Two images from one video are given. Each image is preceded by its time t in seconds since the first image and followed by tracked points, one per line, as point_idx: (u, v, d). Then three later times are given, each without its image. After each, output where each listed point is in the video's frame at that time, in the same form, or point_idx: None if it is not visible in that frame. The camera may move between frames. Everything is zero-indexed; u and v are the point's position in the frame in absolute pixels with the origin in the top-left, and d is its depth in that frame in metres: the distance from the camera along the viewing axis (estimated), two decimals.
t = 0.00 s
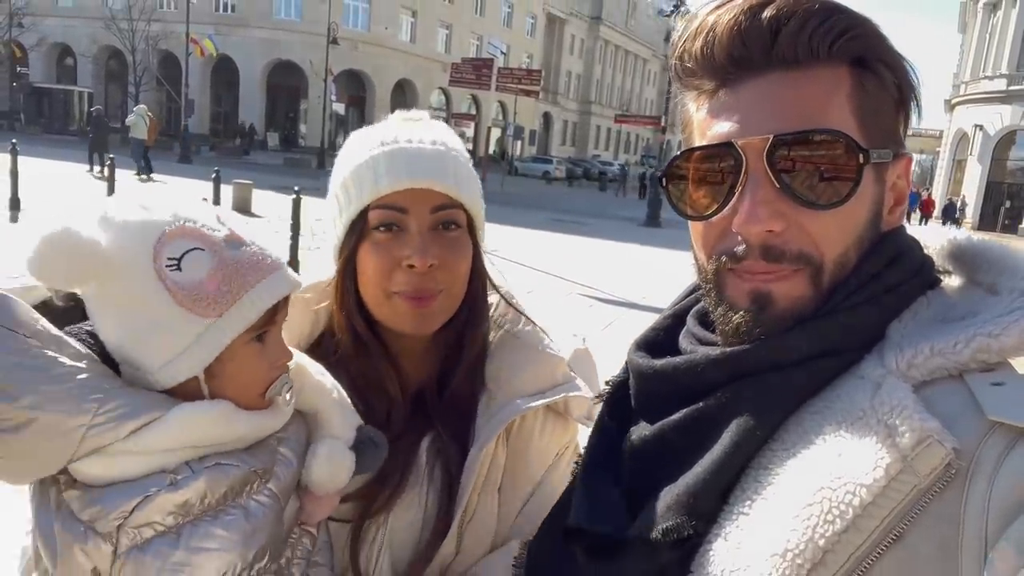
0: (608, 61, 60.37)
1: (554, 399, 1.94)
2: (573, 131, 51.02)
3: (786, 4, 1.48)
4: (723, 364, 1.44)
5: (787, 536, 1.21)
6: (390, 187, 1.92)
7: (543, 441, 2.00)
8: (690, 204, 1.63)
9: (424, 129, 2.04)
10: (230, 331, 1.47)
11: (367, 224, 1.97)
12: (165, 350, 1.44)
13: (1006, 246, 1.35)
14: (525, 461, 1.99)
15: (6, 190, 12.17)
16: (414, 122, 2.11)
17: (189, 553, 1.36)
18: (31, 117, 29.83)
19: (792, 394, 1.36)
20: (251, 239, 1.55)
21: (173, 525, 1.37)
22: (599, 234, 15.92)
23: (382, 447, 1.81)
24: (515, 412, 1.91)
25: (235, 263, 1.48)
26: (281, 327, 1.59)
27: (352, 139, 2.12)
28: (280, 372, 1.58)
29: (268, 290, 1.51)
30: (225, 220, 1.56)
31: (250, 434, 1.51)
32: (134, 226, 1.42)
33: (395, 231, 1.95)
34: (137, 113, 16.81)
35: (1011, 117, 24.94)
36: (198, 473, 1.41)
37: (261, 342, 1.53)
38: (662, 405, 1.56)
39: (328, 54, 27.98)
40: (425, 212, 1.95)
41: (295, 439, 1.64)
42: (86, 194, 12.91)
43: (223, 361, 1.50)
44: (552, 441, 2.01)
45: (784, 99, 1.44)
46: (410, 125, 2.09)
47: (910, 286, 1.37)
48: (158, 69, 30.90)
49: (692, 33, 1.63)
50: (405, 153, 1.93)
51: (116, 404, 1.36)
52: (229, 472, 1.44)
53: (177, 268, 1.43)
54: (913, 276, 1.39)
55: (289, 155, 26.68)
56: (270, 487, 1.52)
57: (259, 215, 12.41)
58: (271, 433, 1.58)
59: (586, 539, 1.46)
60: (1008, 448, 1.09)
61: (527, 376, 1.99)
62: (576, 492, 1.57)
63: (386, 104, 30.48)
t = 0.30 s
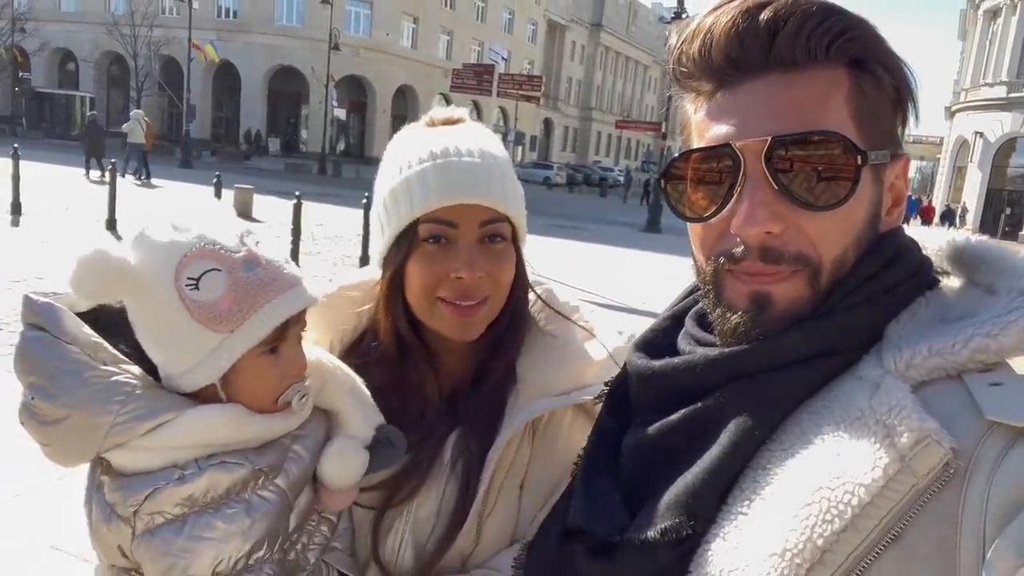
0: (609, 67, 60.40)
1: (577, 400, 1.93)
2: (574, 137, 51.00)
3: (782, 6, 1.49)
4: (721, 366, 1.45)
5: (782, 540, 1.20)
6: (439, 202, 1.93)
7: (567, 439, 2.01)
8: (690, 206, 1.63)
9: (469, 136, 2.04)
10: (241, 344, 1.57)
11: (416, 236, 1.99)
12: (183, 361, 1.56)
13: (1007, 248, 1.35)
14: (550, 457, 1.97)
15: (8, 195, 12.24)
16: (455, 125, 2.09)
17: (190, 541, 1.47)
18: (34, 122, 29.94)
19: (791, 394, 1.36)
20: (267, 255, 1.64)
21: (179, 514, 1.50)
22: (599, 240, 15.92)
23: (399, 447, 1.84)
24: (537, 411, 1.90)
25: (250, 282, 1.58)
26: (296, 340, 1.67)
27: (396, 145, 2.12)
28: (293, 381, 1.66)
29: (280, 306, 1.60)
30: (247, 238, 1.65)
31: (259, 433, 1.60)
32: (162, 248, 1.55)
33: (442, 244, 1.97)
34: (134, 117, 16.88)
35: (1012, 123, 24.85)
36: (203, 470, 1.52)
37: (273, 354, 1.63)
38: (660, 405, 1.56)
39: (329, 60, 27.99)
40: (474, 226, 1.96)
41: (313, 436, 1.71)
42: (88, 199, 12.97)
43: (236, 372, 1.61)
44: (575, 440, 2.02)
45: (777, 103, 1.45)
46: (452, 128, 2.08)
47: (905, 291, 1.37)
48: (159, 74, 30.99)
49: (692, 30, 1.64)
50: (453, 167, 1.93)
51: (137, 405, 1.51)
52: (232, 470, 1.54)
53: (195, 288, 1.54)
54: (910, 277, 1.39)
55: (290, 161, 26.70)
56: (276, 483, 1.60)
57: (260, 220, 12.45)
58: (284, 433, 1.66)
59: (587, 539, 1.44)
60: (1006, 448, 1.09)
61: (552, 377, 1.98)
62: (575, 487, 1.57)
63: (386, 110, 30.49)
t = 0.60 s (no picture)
0: (610, 71, 60.46)
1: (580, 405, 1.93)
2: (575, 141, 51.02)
3: (781, 6, 1.50)
4: (720, 363, 1.45)
5: (781, 539, 1.21)
6: (447, 207, 1.93)
7: (570, 440, 1.99)
8: (689, 205, 1.64)
9: (480, 141, 2.04)
10: (211, 340, 1.61)
11: (425, 240, 2.00)
12: (164, 357, 1.62)
13: (1005, 247, 1.36)
14: (553, 461, 1.96)
15: (10, 198, 12.28)
16: (467, 130, 2.10)
17: (165, 526, 1.54)
18: (36, 126, 30.00)
19: (790, 393, 1.36)
20: (237, 254, 1.69)
21: (158, 500, 1.56)
22: (600, 244, 15.94)
23: (388, 444, 1.78)
24: (534, 416, 1.89)
25: (217, 279, 1.62)
26: (269, 333, 1.70)
27: (414, 148, 2.13)
28: (272, 373, 1.69)
29: (247, 303, 1.63)
30: (219, 239, 1.71)
31: (241, 427, 1.64)
32: (138, 251, 1.63)
33: (450, 248, 1.97)
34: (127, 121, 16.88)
35: (1012, 129, 24.88)
36: (181, 459, 1.58)
37: (248, 348, 1.67)
38: (660, 402, 1.56)
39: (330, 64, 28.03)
40: (483, 232, 1.97)
41: (299, 430, 1.73)
42: (89, 202, 13.00)
43: (212, 365, 1.66)
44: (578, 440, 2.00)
45: (776, 103, 1.46)
46: (461, 134, 2.08)
47: (901, 289, 1.38)
48: (161, 79, 31.06)
49: (693, 28, 1.64)
50: (465, 173, 1.93)
51: (122, 395, 1.58)
52: (207, 461, 1.59)
53: (166, 287, 1.61)
54: (905, 277, 1.39)
55: (291, 165, 26.72)
56: (256, 474, 1.64)
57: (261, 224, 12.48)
58: (269, 426, 1.69)
59: (587, 537, 1.42)
60: (1003, 448, 1.09)
61: (553, 379, 1.98)
62: (575, 486, 1.57)
63: (387, 114, 30.51)
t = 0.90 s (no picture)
0: (610, 74, 60.51)
1: (562, 418, 1.88)
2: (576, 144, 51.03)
3: (784, 10, 1.50)
4: (721, 364, 1.46)
5: (783, 539, 1.20)
6: (426, 215, 1.93)
7: (550, 451, 1.93)
8: (690, 209, 1.64)
9: (465, 148, 2.03)
10: (180, 338, 1.61)
11: (404, 245, 1.99)
12: (132, 355, 1.63)
13: (1007, 252, 1.36)
14: (529, 475, 1.89)
15: (10, 201, 12.27)
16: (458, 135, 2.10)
17: (119, 529, 1.52)
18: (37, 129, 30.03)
19: (791, 396, 1.36)
20: (210, 251, 1.69)
21: (115, 503, 1.55)
22: (601, 248, 15.93)
23: (358, 455, 1.79)
24: (509, 428, 1.85)
25: (189, 276, 1.63)
26: (240, 333, 1.70)
27: (398, 151, 2.12)
28: (241, 375, 1.69)
29: (218, 300, 1.63)
30: (195, 236, 1.71)
31: (207, 430, 1.65)
32: (110, 247, 1.63)
33: (429, 255, 1.97)
34: (122, 123, 16.88)
35: (1012, 132, 24.88)
36: (139, 461, 1.57)
37: (217, 347, 1.67)
38: (661, 404, 1.56)
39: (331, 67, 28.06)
40: (462, 241, 1.96)
41: (267, 437, 1.74)
42: (89, 205, 13.00)
43: (180, 363, 1.66)
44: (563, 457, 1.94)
45: (778, 106, 1.46)
46: (450, 139, 2.08)
47: (903, 292, 1.38)
48: (163, 82, 31.09)
49: (694, 33, 1.65)
50: (448, 180, 1.92)
51: (81, 394, 1.59)
52: (167, 463, 1.59)
53: (136, 282, 1.60)
54: (906, 281, 1.39)
55: (291, 168, 26.72)
56: (218, 480, 1.64)
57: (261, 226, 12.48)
58: (233, 432, 1.70)
59: (586, 540, 1.44)
60: (1005, 451, 1.09)
61: (532, 395, 1.94)
62: (575, 489, 1.57)
63: (388, 117, 30.51)
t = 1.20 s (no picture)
0: (610, 76, 60.60)
1: (524, 424, 1.83)
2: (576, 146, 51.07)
3: (789, 8, 1.51)
4: (724, 364, 1.46)
5: (788, 537, 1.20)
6: (392, 183, 1.89)
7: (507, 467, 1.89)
8: (695, 209, 1.64)
9: (434, 133, 2.02)
10: (123, 316, 1.53)
11: (365, 219, 1.95)
12: (64, 337, 1.53)
13: (1011, 251, 1.36)
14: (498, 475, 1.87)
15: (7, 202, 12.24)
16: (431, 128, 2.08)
17: (31, 540, 1.41)
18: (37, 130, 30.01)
19: (795, 397, 1.36)
20: (164, 233, 1.64)
21: (27, 511, 1.44)
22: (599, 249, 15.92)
23: (306, 463, 1.74)
24: (472, 434, 1.81)
25: (141, 251, 1.56)
26: (188, 322, 1.63)
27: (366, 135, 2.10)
28: (183, 368, 1.62)
29: (168, 280, 1.56)
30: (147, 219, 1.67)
31: (138, 431, 1.57)
32: (52, 219, 1.55)
33: (392, 230, 1.93)
34: (115, 124, 16.93)
35: (1012, 134, 24.92)
36: (56, 464, 1.47)
37: (160, 334, 1.59)
38: (664, 404, 1.57)
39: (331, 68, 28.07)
40: (427, 213, 1.93)
41: (201, 444, 1.68)
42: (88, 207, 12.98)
43: (117, 348, 1.57)
44: (524, 471, 1.88)
45: (780, 104, 1.47)
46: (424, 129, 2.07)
47: (908, 293, 1.38)
48: (163, 83, 31.08)
49: (695, 34, 1.65)
50: (416, 153, 1.89)
51: None
52: (91, 466, 1.50)
53: (80, 253, 1.52)
54: (912, 279, 1.39)
55: (291, 169, 26.69)
56: (146, 487, 1.56)
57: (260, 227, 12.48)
58: (164, 435, 1.63)
59: (588, 540, 1.44)
60: (1010, 450, 1.10)
61: (495, 399, 1.91)
62: (578, 490, 1.57)
63: (388, 118, 30.51)
